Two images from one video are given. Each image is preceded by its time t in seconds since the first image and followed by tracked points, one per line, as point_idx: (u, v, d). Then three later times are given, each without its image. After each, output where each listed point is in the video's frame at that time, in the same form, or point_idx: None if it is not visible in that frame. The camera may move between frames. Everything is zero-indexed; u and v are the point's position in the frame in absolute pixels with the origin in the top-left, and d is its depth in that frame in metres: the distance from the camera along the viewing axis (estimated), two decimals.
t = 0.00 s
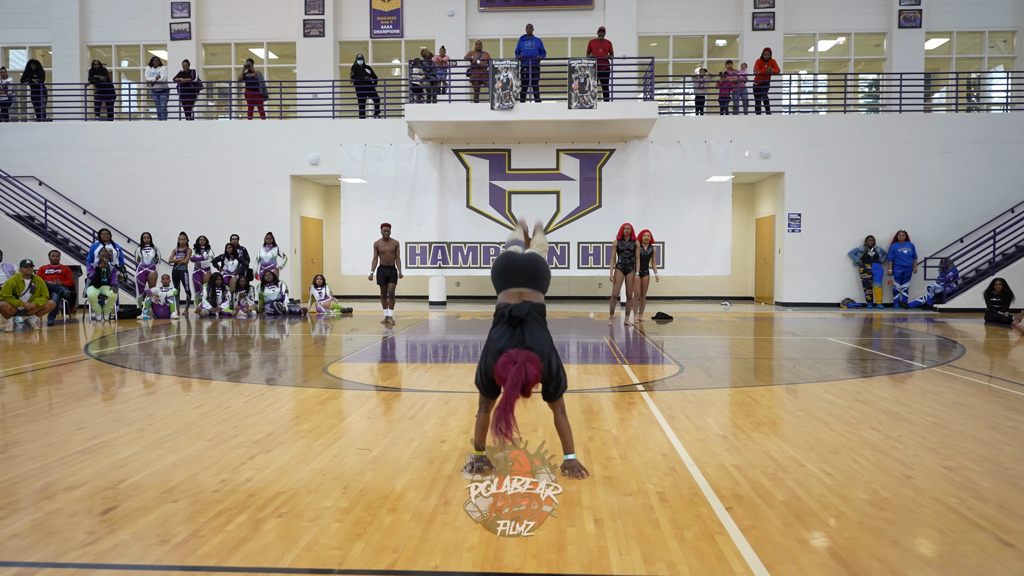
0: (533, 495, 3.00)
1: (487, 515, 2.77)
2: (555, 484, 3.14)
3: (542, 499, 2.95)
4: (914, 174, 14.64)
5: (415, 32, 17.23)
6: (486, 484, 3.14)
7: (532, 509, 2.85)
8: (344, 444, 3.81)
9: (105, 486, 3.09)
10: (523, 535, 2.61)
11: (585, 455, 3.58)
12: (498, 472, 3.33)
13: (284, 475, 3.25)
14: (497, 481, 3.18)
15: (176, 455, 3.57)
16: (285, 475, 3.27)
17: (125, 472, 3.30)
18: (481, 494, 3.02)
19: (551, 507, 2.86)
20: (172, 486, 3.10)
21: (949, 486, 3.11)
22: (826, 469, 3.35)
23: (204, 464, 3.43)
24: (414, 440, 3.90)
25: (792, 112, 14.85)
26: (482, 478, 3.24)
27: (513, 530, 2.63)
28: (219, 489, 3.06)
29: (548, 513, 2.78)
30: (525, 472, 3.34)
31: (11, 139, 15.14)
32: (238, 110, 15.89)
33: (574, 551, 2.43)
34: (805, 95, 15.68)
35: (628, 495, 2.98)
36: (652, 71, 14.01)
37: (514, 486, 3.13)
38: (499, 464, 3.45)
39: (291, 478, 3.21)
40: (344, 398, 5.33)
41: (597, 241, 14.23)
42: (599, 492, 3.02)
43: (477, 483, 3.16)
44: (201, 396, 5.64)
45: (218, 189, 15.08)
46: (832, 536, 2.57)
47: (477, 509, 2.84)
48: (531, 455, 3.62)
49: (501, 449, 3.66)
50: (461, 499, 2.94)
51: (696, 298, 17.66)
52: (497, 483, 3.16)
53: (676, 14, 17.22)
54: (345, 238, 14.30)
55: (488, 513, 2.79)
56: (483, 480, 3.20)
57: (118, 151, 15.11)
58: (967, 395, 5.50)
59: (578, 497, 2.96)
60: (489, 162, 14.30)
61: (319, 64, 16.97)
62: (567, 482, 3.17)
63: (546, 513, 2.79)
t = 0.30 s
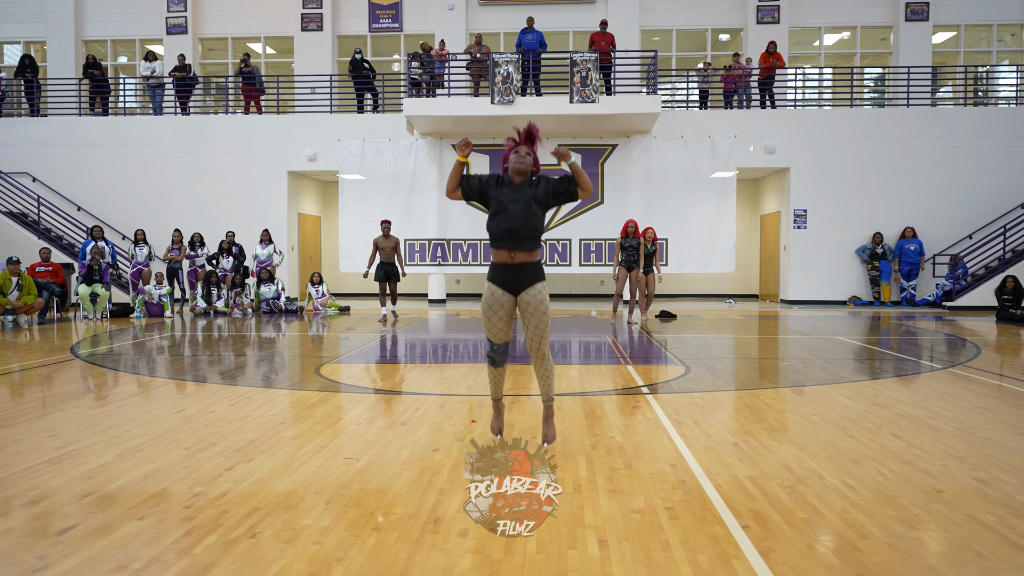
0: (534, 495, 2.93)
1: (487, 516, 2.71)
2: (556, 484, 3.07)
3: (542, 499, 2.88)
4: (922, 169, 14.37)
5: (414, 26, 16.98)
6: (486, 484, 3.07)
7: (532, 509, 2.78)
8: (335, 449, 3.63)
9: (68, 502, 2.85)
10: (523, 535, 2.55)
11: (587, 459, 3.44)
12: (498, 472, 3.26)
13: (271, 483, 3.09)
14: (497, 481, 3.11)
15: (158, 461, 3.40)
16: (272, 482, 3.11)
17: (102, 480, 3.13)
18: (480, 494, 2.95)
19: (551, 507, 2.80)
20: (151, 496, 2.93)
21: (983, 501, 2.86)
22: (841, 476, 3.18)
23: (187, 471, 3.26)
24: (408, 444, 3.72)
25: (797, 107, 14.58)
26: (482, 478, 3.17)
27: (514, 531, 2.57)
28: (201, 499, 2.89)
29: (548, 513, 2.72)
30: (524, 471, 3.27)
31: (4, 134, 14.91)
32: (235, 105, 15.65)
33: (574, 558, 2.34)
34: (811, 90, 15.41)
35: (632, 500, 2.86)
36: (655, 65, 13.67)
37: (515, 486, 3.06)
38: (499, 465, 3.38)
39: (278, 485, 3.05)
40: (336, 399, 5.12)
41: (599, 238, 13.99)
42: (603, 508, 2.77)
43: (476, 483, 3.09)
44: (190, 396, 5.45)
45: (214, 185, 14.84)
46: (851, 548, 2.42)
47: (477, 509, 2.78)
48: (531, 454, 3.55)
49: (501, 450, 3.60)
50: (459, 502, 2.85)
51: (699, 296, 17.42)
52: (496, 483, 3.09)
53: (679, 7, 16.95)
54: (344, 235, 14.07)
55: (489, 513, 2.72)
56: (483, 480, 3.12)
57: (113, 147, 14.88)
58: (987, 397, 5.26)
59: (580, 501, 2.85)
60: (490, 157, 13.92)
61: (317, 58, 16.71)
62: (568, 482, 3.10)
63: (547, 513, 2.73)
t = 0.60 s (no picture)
0: (533, 495, 2.97)
1: (487, 515, 2.73)
2: (556, 484, 3.11)
3: (542, 499, 2.91)
4: (932, 168, 14.12)
5: (415, 23, 16.74)
6: (487, 485, 3.10)
7: (532, 509, 2.81)
8: (334, 457, 3.51)
9: (38, 526, 2.63)
10: (523, 535, 2.58)
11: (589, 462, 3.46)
12: (498, 472, 3.30)
13: (268, 493, 2.98)
14: (497, 481, 3.15)
15: (151, 473, 3.26)
16: (269, 492, 3.00)
17: (90, 492, 3.00)
18: (481, 494, 2.98)
19: (551, 507, 2.83)
20: (140, 509, 2.81)
21: None
22: (853, 483, 3.11)
23: (181, 482, 3.14)
24: (410, 453, 3.60)
25: (805, 104, 14.33)
26: (482, 477, 3.21)
27: (514, 530, 2.60)
28: (193, 512, 2.77)
29: (547, 513, 2.75)
30: (524, 471, 3.32)
31: None
32: (233, 103, 15.41)
33: (572, 559, 2.35)
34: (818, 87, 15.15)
35: (636, 504, 2.84)
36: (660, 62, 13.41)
37: (515, 486, 3.10)
38: (499, 465, 3.42)
39: (275, 496, 2.94)
40: (334, 405, 4.94)
41: (603, 238, 13.75)
42: (622, 536, 2.53)
43: (477, 483, 3.12)
44: (184, 401, 5.27)
45: (212, 184, 14.61)
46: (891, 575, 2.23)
47: (476, 509, 2.80)
48: (531, 455, 3.60)
49: (500, 450, 3.66)
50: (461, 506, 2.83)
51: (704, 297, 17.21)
52: (496, 482, 3.13)
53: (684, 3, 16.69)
54: (344, 234, 13.84)
55: (489, 513, 2.75)
56: (483, 480, 3.16)
57: (109, 145, 14.65)
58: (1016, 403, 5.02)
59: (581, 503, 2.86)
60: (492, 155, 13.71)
61: (316, 55, 16.47)
62: (567, 482, 3.14)
63: (546, 513, 2.76)
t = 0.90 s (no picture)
0: (533, 495, 2.93)
1: (486, 515, 2.69)
2: (556, 484, 3.07)
3: (542, 499, 2.88)
4: (942, 165, 13.87)
5: (416, 19, 16.49)
6: (486, 484, 3.06)
7: (532, 509, 2.77)
8: (332, 464, 3.36)
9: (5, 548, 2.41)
10: (523, 535, 2.54)
11: (588, 460, 3.43)
12: (497, 472, 3.25)
13: (263, 503, 2.84)
14: (497, 480, 3.13)
15: (140, 482, 3.10)
16: (264, 501, 2.86)
17: (75, 503, 2.84)
18: (481, 494, 2.93)
19: (552, 507, 2.79)
20: (128, 521, 2.65)
21: None
22: (868, 488, 3.00)
23: (171, 491, 2.98)
24: (412, 461, 3.41)
25: (812, 101, 14.08)
26: (481, 477, 3.16)
27: (514, 530, 2.57)
28: (182, 525, 2.61)
29: (549, 512, 2.72)
30: (524, 471, 3.27)
31: None
32: (231, 100, 15.17)
33: (574, 562, 2.30)
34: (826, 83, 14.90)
35: (642, 507, 2.78)
36: (666, 58, 13.13)
37: (515, 485, 3.07)
38: (499, 464, 3.38)
39: (270, 507, 2.80)
40: (332, 409, 4.74)
41: (607, 236, 13.50)
42: (648, 561, 2.30)
43: (476, 483, 3.08)
44: (178, 405, 5.08)
45: (209, 182, 14.38)
46: None
47: (476, 509, 2.76)
48: (532, 455, 3.55)
49: (500, 450, 3.62)
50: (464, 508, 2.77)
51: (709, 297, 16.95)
52: (496, 482, 3.09)
53: None
54: (343, 233, 13.61)
55: (488, 513, 2.71)
56: (482, 479, 3.12)
57: (105, 143, 14.42)
58: None
59: (583, 504, 2.82)
60: (494, 153, 13.53)
61: (315, 51, 16.25)
62: (568, 482, 3.10)
63: (546, 513, 2.73)
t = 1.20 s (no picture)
0: (534, 494, 2.66)
1: (485, 516, 2.44)
2: (557, 484, 2.79)
3: (544, 500, 2.61)
4: (951, 159, 13.63)
5: (416, 12, 16.28)
6: (485, 484, 2.76)
7: (533, 509, 2.51)
8: (323, 459, 3.13)
9: None
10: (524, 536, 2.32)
11: (595, 456, 3.20)
12: (497, 471, 2.94)
13: (245, 499, 2.62)
14: (496, 481, 2.81)
15: (116, 477, 2.88)
16: (247, 497, 2.63)
17: (44, 499, 2.62)
18: (480, 494, 2.65)
19: (553, 507, 2.53)
20: (99, 518, 2.43)
21: None
22: (900, 484, 2.78)
23: (149, 486, 2.76)
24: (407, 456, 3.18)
25: (819, 93, 13.84)
26: (481, 477, 2.86)
27: (514, 531, 2.33)
28: (157, 523, 2.39)
29: (548, 512, 2.47)
30: (525, 470, 2.96)
31: None
32: (229, 94, 14.96)
33: (583, 563, 2.08)
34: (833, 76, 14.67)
35: (657, 504, 2.56)
36: (670, 51, 12.92)
37: (514, 486, 2.76)
38: (499, 464, 3.03)
39: (253, 503, 2.57)
40: (326, 402, 4.51)
41: (610, 231, 13.26)
42: (666, 561, 2.09)
43: (474, 483, 2.78)
44: (166, 398, 4.86)
45: (206, 177, 14.16)
46: None
47: (476, 509, 2.50)
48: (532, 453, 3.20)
49: (500, 449, 3.24)
50: (463, 505, 2.55)
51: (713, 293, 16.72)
52: (496, 482, 2.77)
53: None
54: (342, 228, 13.39)
55: (489, 513, 2.46)
56: (482, 480, 2.82)
57: (101, 137, 14.21)
58: None
59: (592, 500, 2.60)
60: (495, 146, 13.30)
61: (315, 45, 16.05)
62: (571, 481, 2.84)
63: (549, 514, 2.47)
